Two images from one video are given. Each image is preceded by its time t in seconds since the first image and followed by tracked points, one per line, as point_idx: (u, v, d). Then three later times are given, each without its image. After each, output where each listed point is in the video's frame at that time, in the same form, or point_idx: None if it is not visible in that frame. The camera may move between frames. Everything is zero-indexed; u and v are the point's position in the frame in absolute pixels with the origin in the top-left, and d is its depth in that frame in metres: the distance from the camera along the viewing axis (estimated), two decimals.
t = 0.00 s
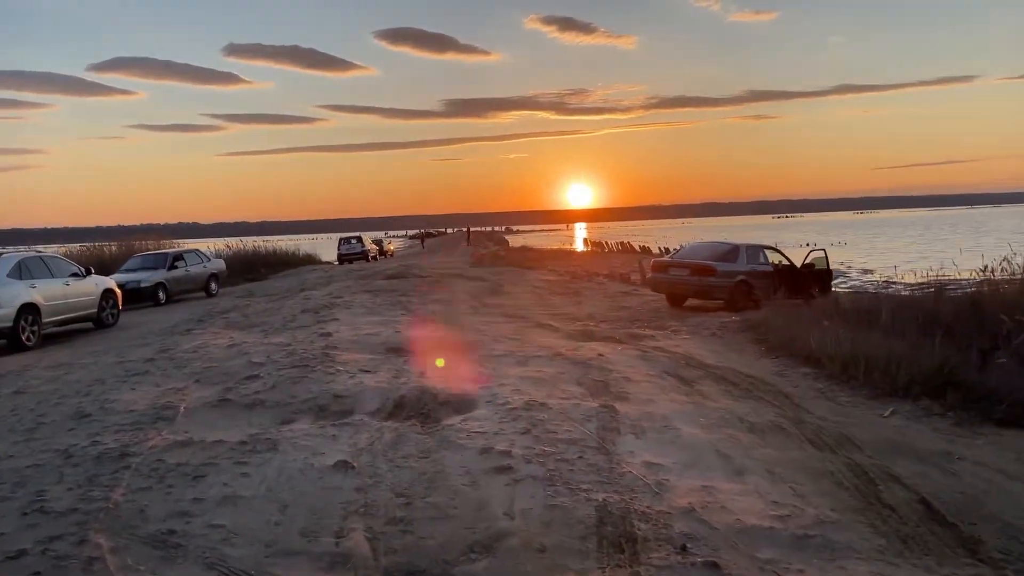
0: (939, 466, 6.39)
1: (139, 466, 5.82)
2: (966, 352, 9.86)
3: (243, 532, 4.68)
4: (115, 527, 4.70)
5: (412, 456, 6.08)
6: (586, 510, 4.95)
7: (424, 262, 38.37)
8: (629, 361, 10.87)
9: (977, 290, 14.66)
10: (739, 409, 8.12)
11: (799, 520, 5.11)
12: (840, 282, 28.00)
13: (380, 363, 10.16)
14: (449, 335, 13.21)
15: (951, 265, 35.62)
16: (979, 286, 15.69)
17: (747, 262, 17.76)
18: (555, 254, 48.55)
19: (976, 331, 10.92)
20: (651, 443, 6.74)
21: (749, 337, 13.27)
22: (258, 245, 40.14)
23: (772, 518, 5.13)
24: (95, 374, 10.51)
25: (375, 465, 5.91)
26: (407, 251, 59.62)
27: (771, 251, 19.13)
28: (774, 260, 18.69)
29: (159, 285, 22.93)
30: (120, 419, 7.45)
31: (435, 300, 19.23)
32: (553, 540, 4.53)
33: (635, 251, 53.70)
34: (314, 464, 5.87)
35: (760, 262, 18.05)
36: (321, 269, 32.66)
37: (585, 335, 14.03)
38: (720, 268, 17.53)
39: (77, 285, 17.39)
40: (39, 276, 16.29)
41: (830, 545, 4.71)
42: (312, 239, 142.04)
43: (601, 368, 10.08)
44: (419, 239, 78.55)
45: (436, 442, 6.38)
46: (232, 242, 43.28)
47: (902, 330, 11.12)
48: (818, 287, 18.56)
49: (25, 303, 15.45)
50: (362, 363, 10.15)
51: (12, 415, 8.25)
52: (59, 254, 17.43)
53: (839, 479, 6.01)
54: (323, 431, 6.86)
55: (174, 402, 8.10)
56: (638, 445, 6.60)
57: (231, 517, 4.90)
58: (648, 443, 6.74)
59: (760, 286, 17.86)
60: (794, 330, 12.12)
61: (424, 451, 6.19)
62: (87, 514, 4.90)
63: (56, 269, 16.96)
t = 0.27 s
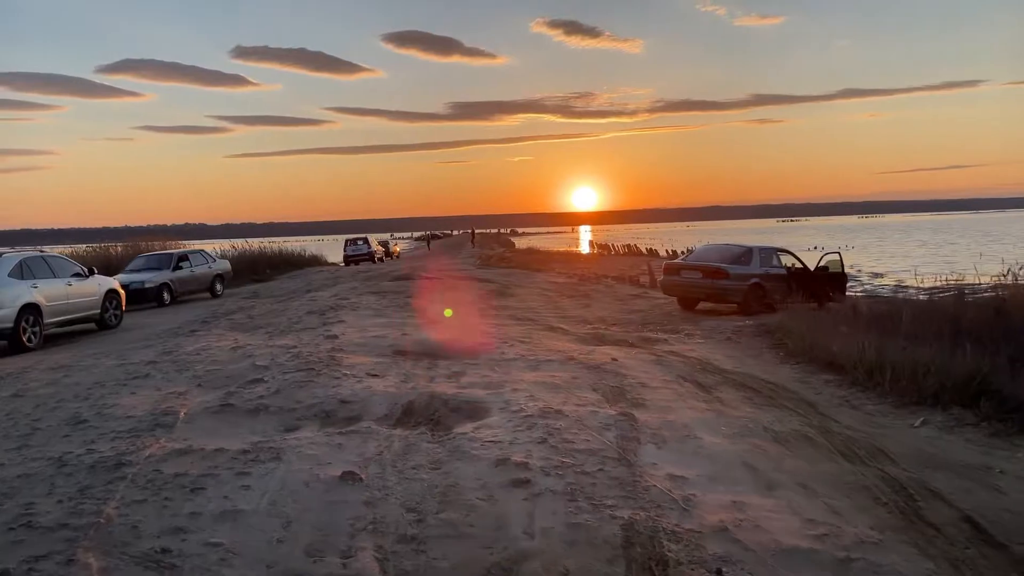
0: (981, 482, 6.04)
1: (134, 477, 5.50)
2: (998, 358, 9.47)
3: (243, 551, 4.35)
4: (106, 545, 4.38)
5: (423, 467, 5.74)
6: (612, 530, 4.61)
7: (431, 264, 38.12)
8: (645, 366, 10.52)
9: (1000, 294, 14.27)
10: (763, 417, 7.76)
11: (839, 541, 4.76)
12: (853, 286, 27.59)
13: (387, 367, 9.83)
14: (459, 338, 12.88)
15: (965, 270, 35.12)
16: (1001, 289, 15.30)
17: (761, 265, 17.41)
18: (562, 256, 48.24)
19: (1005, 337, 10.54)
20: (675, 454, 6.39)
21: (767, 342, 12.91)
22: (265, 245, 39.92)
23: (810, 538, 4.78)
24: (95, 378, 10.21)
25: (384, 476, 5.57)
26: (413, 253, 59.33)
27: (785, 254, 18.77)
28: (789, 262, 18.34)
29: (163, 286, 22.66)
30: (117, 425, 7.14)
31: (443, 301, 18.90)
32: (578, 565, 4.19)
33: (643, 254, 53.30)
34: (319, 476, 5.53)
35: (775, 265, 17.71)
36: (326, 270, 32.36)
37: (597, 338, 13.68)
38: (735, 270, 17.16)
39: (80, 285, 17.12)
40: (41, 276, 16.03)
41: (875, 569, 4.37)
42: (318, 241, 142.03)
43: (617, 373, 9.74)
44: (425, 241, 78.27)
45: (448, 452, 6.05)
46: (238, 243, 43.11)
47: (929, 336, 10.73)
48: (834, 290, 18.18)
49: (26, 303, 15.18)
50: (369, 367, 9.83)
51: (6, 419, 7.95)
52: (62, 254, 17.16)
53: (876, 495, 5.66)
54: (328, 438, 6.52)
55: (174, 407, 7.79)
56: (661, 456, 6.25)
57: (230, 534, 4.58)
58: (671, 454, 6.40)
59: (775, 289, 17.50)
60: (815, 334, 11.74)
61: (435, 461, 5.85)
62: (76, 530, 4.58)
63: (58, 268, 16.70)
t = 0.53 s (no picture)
0: None
1: (126, 496, 5.18)
2: None
3: None
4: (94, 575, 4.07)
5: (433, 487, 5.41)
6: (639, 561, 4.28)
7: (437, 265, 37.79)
8: (660, 375, 10.17)
9: None
10: (788, 431, 7.42)
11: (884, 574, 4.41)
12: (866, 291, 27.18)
13: (395, 375, 9.50)
14: (467, 343, 12.54)
15: (978, 274, 34.65)
16: None
17: (776, 269, 17.04)
18: (569, 258, 47.88)
19: None
20: (699, 472, 6.04)
21: (785, 349, 12.54)
22: (270, 246, 39.65)
23: (852, 570, 4.44)
24: (93, 384, 9.91)
25: (393, 497, 5.25)
26: (419, 254, 59.03)
27: (800, 258, 18.40)
28: (803, 266, 17.97)
29: (166, 287, 22.38)
30: (113, 437, 6.82)
31: (449, 305, 18.57)
32: None
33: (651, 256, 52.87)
34: (324, 496, 5.20)
35: (790, 269, 17.34)
36: (331, 272, 32.06)
37: (609, 344, 13.34)
38: (749, 275, 16.79)
39: (82, 286, 16.84)
40: (42, 277, 15.74)
41: None
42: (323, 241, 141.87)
43: (632, 382, 9.39)
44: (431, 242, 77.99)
45: (460, 470, 5.72)
46: (243, 243, 42.83)
47: (955, 345, 10.36)
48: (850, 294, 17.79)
49: (26, 305, 14.90)
50: (376, 374, 9.51)
51: None
52: (63, 255, 16.87)
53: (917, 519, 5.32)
54: (333, 453, 6.20)
55: (173, 417, 7.47)
56: (685, 475, 5.91)
57: (227, 563, 4.25)
58: (695, 472, 6.05)
59: (789, 293, 17.14)
60: (835, 342, 11.37)
61: (447, 481, 5.52)
62: (61, 558, 4.26)
63: (59, 269, 16.42)
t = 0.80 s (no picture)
0: None
1: (109, 513, 4.87)
2: None
3: None
4: None
5: (436, 503, 5.10)
6: None
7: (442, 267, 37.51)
8: (673, 381, 9.83)
9: None
10: (808, 442, 7.09)
11: None
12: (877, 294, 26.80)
13: (397, 380, 9.19)
14: (472, 347, 12.22)
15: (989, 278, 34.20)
16: None
17: (787, 272, 16.69)
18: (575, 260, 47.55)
19: None
20: (717, 488, 5.71)
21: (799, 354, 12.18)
22: (275, 247, 39.42)
23: None
24: (88, 388, 9.63)
25: (393, 514, 4.93)
26: (424, 256, 58.73)
27: (812, 260, 18.05)
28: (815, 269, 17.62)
29: (169, 288, 22.13)
30: (102, 446, 6.52)
31: (454, 307, 18.26)
32: None
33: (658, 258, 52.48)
34: (319, 513, 4.89)
35: (801, 272, 16.99)
36: (336, 273, 31.80)
37: (618, 349, 13.02)
38: (760, 278, 16.45)
39: (82, 288, 16.59)
40: (41, 278, 15.49)
41: None
42: (329, 242, 141.88)
43: (643, 389, 9.06)
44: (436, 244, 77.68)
45: (464, 485, 5.40)
46: (248, 244, 42.63)
47: (977, 351, 10.00)
48: (863, 297, 17.42)
49: (25, 306, 14.65)
50: (378, 380, 9.21)
51: None
52: (63, 256, 16.62)
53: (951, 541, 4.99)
54: (331, 465, 5.89)
55: (166, 425, 7.17)
56: (702, 492, 5.58)
57: None
58: (713, 488, 5.72)
59: (801, 296, 16.79)
60: (852, 347, 11.01)
61: (450, 497, 5.20)
62: None
63: (59, 270, 16.17)
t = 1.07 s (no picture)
0: None
1: (75, 536, 4.49)
2: None
3: None
4: None
5: (429, 525, 4.72)
6: None
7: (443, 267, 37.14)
8: (680, 388, 9.44)
9: None
10: (825, 456, 6.70)
11: None
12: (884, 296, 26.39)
13: (393, 386, 8.82)
14: (472, 350, 11.84)
15: (997, 279, 33.75)
16: None
17: (795, 273, 16.30)
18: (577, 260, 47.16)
19: None
20: (731, 507, 5.33)
21: (809, 359, 11.78)
22: (274, 245, 39.07)
23: None
24: (72, 393, 9.26)
25: (382, 537, 4.56)
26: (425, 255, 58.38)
27: (820, 261, 17.66)
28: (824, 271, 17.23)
29: (164, 288, 21.77)
30: (76, 458, 6.15)
31: (454, 308, 17.89)
32: None
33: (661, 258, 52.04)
34: (302, 536, 4.51)
35: (810, 273, 16.60)
36: (336, 273, 31.42)
37: (622, 352, 12.63)
38: (767, 279, 16.06)
39: (74, 287, 16.23)
40: (31, 278, 15.13)
41: None
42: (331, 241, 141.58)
43: (650, 397, 8.66)
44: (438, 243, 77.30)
45: (459, 505, 5.02)
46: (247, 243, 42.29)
47: (998, 357, 9.60)
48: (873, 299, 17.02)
49: (14, 306, 14.30)
50: (373, 385, 8.83)
51: None
52: (54, 254, 16.25)
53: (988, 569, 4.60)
54: (318, 480, 5.52)
55: (146, 435, 6.79)
56: (716, 512, 5.19)
57: None
58: (727, 507, 5.34)
59: (810, 298, 16.40)
60: (866, 352, 10.61)
61: (444, 518, 4.82)
62: None
63: (50, 269, 15.82)
